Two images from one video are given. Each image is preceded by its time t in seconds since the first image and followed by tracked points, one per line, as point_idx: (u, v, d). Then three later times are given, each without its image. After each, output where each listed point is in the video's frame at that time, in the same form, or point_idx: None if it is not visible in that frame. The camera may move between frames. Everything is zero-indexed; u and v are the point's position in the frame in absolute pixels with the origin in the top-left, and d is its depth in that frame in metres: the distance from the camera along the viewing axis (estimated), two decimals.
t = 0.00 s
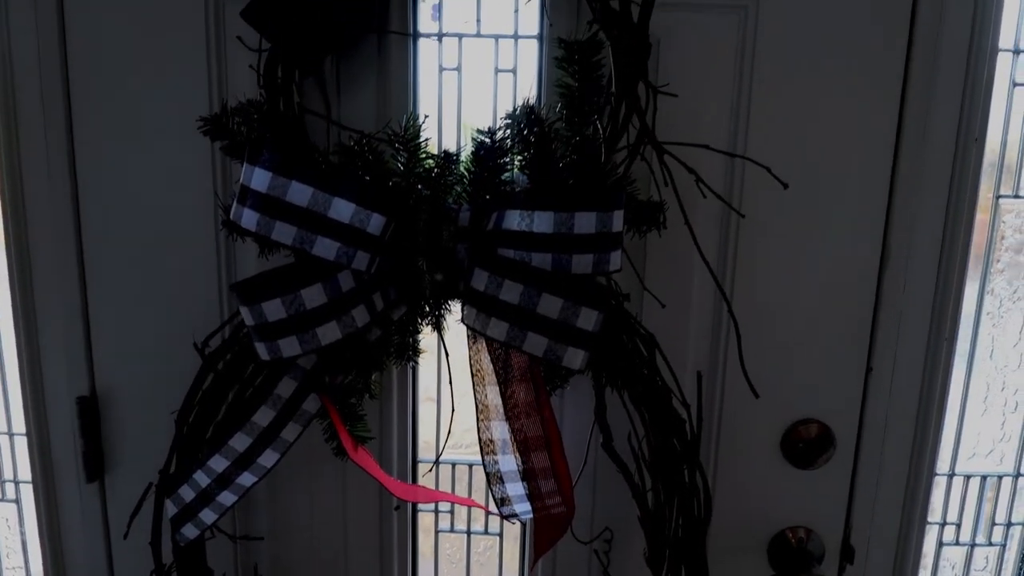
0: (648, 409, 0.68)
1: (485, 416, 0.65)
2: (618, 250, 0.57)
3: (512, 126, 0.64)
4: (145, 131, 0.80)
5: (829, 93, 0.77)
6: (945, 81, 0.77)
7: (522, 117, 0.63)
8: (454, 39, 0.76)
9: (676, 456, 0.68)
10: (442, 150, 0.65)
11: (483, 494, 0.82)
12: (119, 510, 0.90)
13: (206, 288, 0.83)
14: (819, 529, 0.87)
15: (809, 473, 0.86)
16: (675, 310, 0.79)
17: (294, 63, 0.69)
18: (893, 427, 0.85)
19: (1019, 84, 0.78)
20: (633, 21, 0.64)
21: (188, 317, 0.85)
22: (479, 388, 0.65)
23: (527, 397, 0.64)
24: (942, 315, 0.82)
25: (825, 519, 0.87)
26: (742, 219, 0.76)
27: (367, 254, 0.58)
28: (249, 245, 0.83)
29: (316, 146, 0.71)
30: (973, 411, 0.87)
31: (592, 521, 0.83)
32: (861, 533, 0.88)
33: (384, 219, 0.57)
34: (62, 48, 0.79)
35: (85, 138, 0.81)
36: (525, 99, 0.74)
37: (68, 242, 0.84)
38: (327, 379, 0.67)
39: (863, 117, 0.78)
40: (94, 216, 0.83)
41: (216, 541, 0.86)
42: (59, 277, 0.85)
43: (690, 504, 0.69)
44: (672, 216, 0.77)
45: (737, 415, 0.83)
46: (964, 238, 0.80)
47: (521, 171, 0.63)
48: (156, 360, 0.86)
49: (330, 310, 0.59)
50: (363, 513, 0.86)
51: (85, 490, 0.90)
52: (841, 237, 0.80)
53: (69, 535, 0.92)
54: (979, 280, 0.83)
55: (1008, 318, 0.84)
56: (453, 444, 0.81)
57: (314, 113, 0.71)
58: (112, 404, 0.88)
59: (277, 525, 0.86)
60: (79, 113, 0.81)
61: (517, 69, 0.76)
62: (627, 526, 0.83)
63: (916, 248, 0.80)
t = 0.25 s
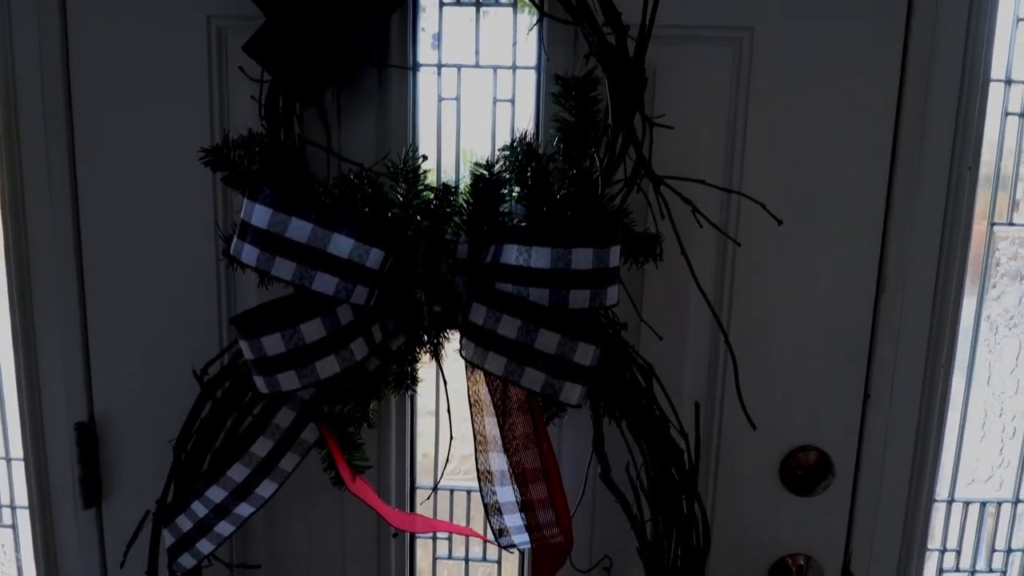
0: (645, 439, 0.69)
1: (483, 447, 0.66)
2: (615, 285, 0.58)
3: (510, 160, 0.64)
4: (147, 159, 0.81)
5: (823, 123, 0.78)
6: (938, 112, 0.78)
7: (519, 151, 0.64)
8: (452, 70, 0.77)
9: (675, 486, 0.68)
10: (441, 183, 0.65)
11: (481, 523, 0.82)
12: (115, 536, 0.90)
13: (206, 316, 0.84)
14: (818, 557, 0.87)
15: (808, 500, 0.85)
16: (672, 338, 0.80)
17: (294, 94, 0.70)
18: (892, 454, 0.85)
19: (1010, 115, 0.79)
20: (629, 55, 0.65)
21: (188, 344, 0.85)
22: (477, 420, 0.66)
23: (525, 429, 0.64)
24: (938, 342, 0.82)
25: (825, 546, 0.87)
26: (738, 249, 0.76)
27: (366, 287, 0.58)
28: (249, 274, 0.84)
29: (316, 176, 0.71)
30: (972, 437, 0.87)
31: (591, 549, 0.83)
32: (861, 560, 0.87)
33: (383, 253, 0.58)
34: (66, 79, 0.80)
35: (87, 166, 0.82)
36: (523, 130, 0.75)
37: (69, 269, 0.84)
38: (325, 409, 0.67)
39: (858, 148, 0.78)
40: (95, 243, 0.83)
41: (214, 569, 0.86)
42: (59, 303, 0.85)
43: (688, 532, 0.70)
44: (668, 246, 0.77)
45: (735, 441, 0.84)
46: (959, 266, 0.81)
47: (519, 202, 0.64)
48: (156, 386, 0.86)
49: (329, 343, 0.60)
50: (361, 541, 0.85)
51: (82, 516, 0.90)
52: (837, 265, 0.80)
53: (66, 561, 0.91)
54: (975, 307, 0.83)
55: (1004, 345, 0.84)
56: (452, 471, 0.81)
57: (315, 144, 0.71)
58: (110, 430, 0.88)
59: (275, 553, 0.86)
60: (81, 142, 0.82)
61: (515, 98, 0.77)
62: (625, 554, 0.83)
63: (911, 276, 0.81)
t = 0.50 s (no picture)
0: (645, 462, 0.69)
1: (483, 471, 0.66)
2: (614, 312, 0.59)
3: (511, 187, 0.65)
4: (150, 181, 0.82)
5: (821, 147, 0.79)
6: (935, 136, 0.78)
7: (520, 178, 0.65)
8: (453, 93, 0.77)
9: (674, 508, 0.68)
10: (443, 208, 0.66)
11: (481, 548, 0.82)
12: (114, 557, 0.90)
13: (208, 337, 0.84)
14: None
15: (808, 521, 0.85)
16: (671, 361, 0.80)
17: (296, 119, 0.70)
18: (892, 475, 0.85)
19: (1006, 138, 0.80)
20: (628, 82, 0.66)
21: (189, 366, 0.85)
22: (477, 444, 0.66)
23: (525, 453, 0.64)
24: (937, 364, 0.82)
25: (826, 568, 0.87)
26: (736, 272, 0.77)
27: (367, 314, 0.59)
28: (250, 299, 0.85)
29: (318, 200, 0.72)
30: (972, 458, 0.87)
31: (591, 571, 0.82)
32: None
33: (384, 280, 0.58)
34: (70, 101, 0.81)
35: (90, 187, 0.82)
36: (523, 155, 0.76)
37: (71, 289, 0.85)
38: (325, 432, 0.67)
39: (855, 171, 0.79)
40: (97, 264, 0.84)
41: None
42: (60, 323, 0.85)
43: (688, 556, 0.69)
44: (668, 271, 0.78)
45: (735, 463, 0.83)
46: (957, 287, 0.81)
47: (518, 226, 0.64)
48: (157, 407, 0.86)
49: (330, 370, 0.60)
50: (360, 564, 0.85)
51: (80, 536, 0.89)
52: (835, 287, 0.81)
53: None
54: (973, 327, 0.84)
55: (1003, 366, 0.84)
56: (452, 491, 0.81)
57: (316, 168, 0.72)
58: (110, 450, 0.88)
59: None
60: (84, 165, 0.82)
61: (515, 122, 0.78)
62: None
63: (910, 298, 0.81)
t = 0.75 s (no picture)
0: (645, 482, 0.69)
1: (484, 492, 0.66)
2: (614, 336, 0.59)
3: (511, 209, 0.66)
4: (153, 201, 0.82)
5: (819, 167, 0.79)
6: (932, 156, 0.79)
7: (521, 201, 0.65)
8: (454, 114, 0.78)
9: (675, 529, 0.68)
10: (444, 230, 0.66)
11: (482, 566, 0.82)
12: None
13: (210, 356, 0.85)
14: None
15: (809, 540, 0.85)
16: (671, 380, 0.81)
17: (299, 141, 0.71)
18: (892, 493, 0.85)
19: (1002, 158, 0.80)
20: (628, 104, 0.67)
21: (191, 384, 0.86)
22: (478, 465, 0.67)
23: (525, 474, 0.64)
24: (936, 382, 0.83)
25: None
26: (736, 292, 0.78)
27: (370, 337, 0.59)
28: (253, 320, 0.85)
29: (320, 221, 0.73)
30: (972, 476, 0.87)
31: None
32: None
33: (386, 304, 0.59)
34: (75, 122, 0.82)
35: (93, 207, 0.83)
36: (523, 177, 0.77)
37: (72, 308, 0.85)
38: (326, 453, 0.67)
39: (853, 191, 0.80)
40: (100, 282, 0.84)
41: None
42: (62, 342, 0.86)
43: None
44: (668, 292, 0.79)
45: (736, 482, 0.84)
46: (956, 306, 0.81)
47: (519, 248, 0.64)
48: (158, 426, 0.86)
49: (333, 394, 0.60)
50: None
51: (80, 555, 0.89)
52: (834, 306, 0.81)
53: None
54: (972, 347, 0.84)
55: (1001, 384, 0.85)
56: (453, 510, 0.81)
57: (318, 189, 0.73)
58: (111, 469, 0.88)
59: None
60: (88, 183, 0.83)
61: (515, 142, 0.78)
62: None
63: (908, 317, 0.81)
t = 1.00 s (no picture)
0: (645, 508, 0.68)
1: (482, 518, 0.66)
2: (613, 364, 0.60)
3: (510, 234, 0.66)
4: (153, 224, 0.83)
5: (815, 191, 0.80)
6: (927, 180, 0.80)
7: (520, 226, 0.65)
8: (454, 138, 0.79)
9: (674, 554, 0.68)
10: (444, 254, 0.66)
11: None
12: None
13: (209, 378, 0.85)
14: None
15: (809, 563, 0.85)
16: (669, 403, 0.81)
17: (299, 166, 0.69)
18: (892, 515, 0.85)
19: (997, 181, 0.81)
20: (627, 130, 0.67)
21: (189, 407, 0.85)
22: (477, 492, 0.67)
23: (524, 500, 0.64)
24: (934, 404, 0.83)
25: None
26: (734, 315, 0.78)
27: (369, 365, 0.59)
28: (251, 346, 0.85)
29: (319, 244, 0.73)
30: (971, 498, 0.87)
31: None
32: None
33: (385, 331, 0.59)
34: (76, 147, 0.82)
35: (93, 230, 0.83)
36: (522, 202, 0.77)
37: (71, 331, 0.85)
38: (325, 478, 0.66)
39: (850, 214, 0.80)
40: (99, 305, 0.84)
41: None
42: (59, 364, 0.85)
43: None
44: (667, 318, 0.79)
45: (735, 505, 0.83)
46: (953, 329, 0.82)
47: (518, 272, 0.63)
48: (156, 448, 0.86)
49: (332, 422, 0.61)
50: None
51: None
52: (831, 329, 0.82)
53: None
54: (969, 368, 0.84)
55: (999, 405, 0.85)
56: (452, 532, 0.81)
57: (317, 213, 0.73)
58: (108, 491, 0.87)
59: None
60: (89, 207, 0.83)
61: (515, 165, 0.79)
62: None
63: (905, 340, 0.82)
